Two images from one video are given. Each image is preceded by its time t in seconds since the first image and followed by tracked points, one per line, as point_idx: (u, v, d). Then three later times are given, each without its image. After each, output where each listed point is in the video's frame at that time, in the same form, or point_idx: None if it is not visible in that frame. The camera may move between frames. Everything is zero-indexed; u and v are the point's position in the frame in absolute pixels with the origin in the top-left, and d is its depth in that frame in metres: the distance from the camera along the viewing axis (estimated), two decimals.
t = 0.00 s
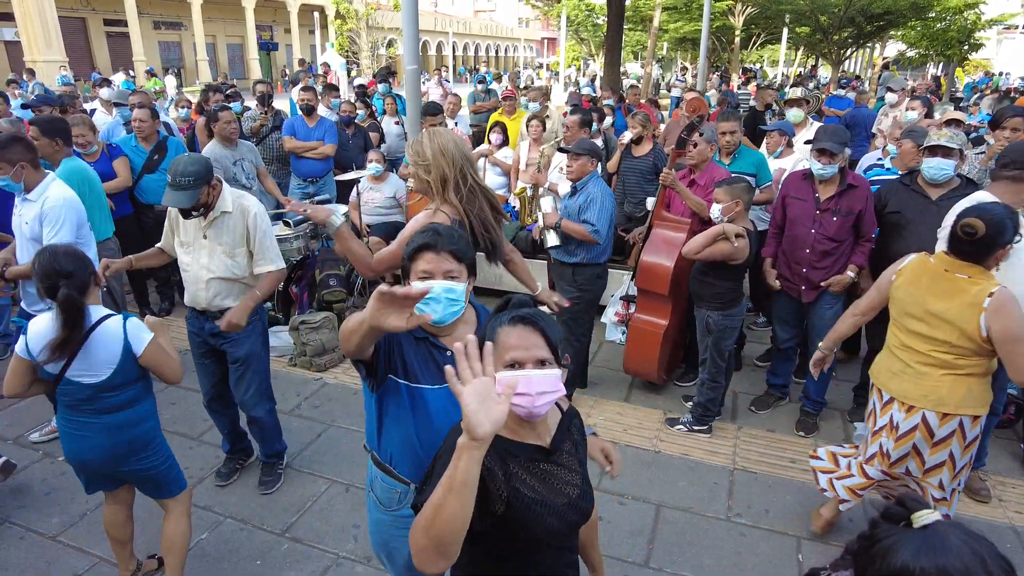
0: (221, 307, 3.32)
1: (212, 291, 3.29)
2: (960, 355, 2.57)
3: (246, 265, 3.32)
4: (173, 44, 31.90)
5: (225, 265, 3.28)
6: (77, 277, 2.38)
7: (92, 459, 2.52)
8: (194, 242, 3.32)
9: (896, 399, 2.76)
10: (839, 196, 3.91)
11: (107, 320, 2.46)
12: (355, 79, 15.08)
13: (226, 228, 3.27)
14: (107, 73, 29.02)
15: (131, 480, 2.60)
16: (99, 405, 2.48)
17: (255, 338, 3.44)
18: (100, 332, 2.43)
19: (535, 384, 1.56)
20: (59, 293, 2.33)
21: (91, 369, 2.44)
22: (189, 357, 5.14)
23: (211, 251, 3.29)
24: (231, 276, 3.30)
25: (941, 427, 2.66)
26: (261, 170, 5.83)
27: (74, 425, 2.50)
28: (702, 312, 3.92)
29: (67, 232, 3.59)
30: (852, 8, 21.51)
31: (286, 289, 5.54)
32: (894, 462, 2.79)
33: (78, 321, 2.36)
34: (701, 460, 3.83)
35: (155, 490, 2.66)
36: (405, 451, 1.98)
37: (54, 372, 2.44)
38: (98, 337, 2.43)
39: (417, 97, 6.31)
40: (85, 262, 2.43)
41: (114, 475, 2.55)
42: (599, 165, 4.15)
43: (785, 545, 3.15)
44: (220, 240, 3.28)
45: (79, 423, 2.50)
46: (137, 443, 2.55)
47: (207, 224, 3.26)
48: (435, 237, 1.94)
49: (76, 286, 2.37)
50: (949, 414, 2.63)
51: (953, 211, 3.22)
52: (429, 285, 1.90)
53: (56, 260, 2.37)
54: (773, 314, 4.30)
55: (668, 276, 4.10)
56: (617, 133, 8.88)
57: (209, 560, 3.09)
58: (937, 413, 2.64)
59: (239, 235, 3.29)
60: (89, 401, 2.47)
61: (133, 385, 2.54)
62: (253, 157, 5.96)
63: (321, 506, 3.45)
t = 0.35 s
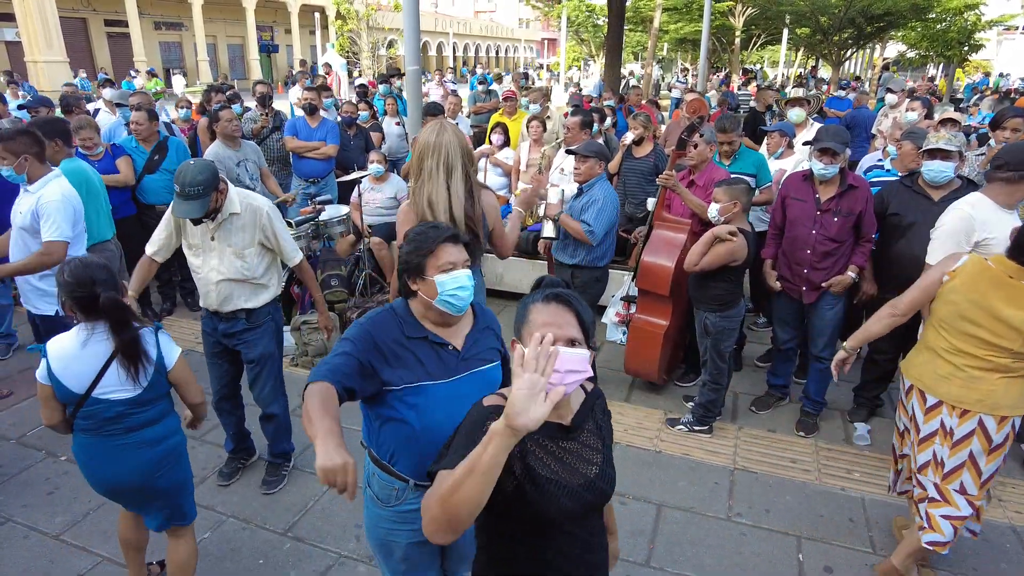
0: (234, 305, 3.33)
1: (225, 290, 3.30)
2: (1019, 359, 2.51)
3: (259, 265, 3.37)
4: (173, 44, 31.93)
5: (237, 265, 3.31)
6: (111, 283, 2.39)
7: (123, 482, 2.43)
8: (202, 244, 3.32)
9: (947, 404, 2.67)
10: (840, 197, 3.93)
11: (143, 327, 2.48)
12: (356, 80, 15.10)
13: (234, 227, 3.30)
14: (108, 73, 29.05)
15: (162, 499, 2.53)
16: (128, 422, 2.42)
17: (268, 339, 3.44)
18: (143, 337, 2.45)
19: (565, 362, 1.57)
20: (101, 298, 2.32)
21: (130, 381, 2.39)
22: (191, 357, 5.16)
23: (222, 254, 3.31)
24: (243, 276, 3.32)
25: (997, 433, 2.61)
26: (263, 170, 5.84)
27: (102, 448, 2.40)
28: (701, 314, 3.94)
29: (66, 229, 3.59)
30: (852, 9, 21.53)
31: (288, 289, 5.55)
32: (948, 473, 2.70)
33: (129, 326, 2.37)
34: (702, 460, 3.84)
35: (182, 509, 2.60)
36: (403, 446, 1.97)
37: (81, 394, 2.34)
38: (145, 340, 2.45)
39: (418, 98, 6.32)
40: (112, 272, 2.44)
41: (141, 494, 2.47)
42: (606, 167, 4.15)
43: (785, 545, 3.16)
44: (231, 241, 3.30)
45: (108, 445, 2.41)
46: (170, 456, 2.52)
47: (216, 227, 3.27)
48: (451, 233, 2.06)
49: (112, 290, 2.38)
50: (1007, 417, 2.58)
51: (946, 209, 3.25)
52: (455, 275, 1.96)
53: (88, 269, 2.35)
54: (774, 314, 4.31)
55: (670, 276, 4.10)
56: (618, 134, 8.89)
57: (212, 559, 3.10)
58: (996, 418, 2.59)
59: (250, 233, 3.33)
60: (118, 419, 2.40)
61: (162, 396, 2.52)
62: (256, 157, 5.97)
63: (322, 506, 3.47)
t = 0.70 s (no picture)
0: (258, 306, 3.33)
1: (249, 293, 3.29)
2: None
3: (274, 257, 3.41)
4: (174, 45, 31.94)
5: (254, 259, 3.33)
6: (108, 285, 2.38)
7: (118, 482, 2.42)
8: (212, 245, 3.27)
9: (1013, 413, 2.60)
10: (839, 197, 3.93)
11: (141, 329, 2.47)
12: (356, 81, 15.10)
13: (244, 224, 3.29)
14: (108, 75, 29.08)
15: (159, 498, 2.53)
16: (127, 422, 2.41)
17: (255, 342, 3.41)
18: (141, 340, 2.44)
19: (567, 364, 1.57)
20: (100, 301, 2.32)
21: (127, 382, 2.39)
22: (190, 357, 5.16)
23: (238, 255, 3.30)
24: (262, 269, 3.35)
25: None
26: (263, 170, 5.84)
27: (97, 449, 2.39)
28: (698, 315, 3.96)
29: (27, 220, 3.56)
30: (853, 10, 21.53)
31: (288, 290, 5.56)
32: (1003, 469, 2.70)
33: (127, 330, 2.36)
34: (702, 460, 3.84)
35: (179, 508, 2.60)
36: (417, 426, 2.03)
37: (77, 394, 2.34)
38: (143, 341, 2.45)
39: (418, 98, 6.31)
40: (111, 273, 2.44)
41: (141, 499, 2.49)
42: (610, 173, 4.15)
43: (784, 546, 3.16)
44: (244, 238, 3.29)
45: (105, 446, 2.40)
46: (168, 455, 2.52)
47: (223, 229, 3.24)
48: (457, 234, 2.02)
49: (110, 293, 2.38)
50: None
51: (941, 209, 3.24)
52: (457, 276, 1.95)
53: (87, 270, 2.35)
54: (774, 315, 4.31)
55: (670, 277, 4.10)
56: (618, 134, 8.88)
57: (211, 559, 3.10)
58: None
59: (259, 225, 3.34)
60: (116, 419, 2.40)
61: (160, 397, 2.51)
62: (257, 158, 5.97)
63: (321, 506, 3.47)
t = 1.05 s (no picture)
0: (231, 313, 3.33)
1: (222, 297, 3.30)
2: None
3: (254, 269, 3.34)
4: (175, 46, 31.96)
5: (232, 269, 3.30)
6: (80, 294, 2.31)
7: (92, 491, 2.38)
8: (200, 247, 3.33)
9: None
10: (839, 196, 3.92)
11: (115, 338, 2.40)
12: (356, 81, 15.09)
13: (227, 230, 3.27)
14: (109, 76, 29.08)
15: (132, 510, 2.48)
16: (92, 434, 2.36)
17: (262, 343, 3.42)
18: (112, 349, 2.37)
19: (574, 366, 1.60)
20: (70, 310, 2.25)
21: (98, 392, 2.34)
22: (190, 357, 5.15)
23: (216, 257, 3.30)
24: (238, 278, 3.30)
25: None
26: (264, 170, 5.84)
27: (66, 461, 2.34)
28: (694, 314, 3.96)
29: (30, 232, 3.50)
30: (853, 10, 21.53)
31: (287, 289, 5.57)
32: None
33: (102, 339, 2.30)
34: (702, 460, 3.83)
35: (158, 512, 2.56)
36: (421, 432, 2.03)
37: (43, 404, 2.31)
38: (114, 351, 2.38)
39: (419, 98, 6.30)
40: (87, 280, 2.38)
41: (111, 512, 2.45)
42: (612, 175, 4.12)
43: (785, 545, 3.15)
44: (224, 244, 3.28)
45: (74, 457, 2.35)
46: (141, 464, 2.47)
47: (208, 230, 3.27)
48: (450, 240, 2.00)
49: (83, 302, 2.31)
50: None
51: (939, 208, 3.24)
52: (445, 285, 1.93)
53: (56, 276, 2.27)
54: (775, 314, 4.30)
55: (671, 276, 4.09)
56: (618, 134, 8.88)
57: (210, 559, 3.09)
58: None
59: (241, 236, 3.29)
60: (80, 431, 2.34)
61: (133, 404, 2.45)
62: (256, 158, 5.97)
63: (321, 506, 3.46)
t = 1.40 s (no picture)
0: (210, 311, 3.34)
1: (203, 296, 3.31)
2: None
3: (234, 274, 3.32)
4: (175, 46, 31.97)
5: (211, 271, 3.29)
6: (36, 303, 2.22)
7: (49, 506, 2.31)
8: (185, 243, 3.33)
9: None
10: (843, 194, 3.92)
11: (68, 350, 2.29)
12: (357, 81, 15.08)
13: (215, 231, 3.26)
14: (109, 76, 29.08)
15: (90, 523, 2.43)
16: (57, 446, 2.28)
17: (249, 341, 3.38)
18: (67, 361, 2.26)
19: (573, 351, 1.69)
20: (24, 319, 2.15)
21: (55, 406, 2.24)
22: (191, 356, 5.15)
23: (201, 257, 3.29)
24: (216, 281, 3.30)
25: None
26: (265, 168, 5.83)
27: (21, 475, 2.27)
28: (694, 311, 3.96)
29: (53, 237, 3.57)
30: (853, 10, 21.50)
31: (288, 288, 5.57)
32: None
33: (48, 352, 2.19)
34: (704, 459, 3.82)
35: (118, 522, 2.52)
36: (441, 439, 1.99)
37: None
38: (71, 365, 2.26)
39: (420, 97, 6.29)
40: (44, 289, 2.28)
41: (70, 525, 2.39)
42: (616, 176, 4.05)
43: (787, 544, 3.14)
44: (210, 244, 3.27)
45: (30, 472, 2.27)
46: (103, 478, 2.41)
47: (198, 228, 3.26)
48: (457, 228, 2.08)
49: (38, 309, 2.22)
50: None
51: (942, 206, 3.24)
52: (463, 267, 2.00)
53: (15, 284, 2.18)
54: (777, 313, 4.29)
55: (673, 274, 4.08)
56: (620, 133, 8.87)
57: (211, 558, 3.09)
58: None
59: (226, 238, 3.28)
60: (45, 444, 2.26)
61: (94, 417, 2.38)
62: (257, 156, 5.98)
63: (323, 504, 3.45)
